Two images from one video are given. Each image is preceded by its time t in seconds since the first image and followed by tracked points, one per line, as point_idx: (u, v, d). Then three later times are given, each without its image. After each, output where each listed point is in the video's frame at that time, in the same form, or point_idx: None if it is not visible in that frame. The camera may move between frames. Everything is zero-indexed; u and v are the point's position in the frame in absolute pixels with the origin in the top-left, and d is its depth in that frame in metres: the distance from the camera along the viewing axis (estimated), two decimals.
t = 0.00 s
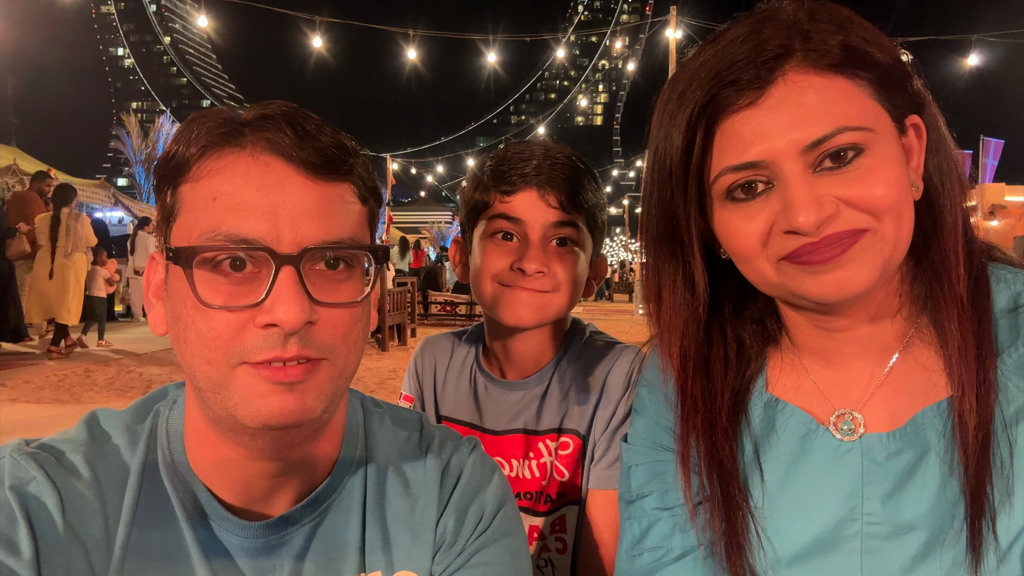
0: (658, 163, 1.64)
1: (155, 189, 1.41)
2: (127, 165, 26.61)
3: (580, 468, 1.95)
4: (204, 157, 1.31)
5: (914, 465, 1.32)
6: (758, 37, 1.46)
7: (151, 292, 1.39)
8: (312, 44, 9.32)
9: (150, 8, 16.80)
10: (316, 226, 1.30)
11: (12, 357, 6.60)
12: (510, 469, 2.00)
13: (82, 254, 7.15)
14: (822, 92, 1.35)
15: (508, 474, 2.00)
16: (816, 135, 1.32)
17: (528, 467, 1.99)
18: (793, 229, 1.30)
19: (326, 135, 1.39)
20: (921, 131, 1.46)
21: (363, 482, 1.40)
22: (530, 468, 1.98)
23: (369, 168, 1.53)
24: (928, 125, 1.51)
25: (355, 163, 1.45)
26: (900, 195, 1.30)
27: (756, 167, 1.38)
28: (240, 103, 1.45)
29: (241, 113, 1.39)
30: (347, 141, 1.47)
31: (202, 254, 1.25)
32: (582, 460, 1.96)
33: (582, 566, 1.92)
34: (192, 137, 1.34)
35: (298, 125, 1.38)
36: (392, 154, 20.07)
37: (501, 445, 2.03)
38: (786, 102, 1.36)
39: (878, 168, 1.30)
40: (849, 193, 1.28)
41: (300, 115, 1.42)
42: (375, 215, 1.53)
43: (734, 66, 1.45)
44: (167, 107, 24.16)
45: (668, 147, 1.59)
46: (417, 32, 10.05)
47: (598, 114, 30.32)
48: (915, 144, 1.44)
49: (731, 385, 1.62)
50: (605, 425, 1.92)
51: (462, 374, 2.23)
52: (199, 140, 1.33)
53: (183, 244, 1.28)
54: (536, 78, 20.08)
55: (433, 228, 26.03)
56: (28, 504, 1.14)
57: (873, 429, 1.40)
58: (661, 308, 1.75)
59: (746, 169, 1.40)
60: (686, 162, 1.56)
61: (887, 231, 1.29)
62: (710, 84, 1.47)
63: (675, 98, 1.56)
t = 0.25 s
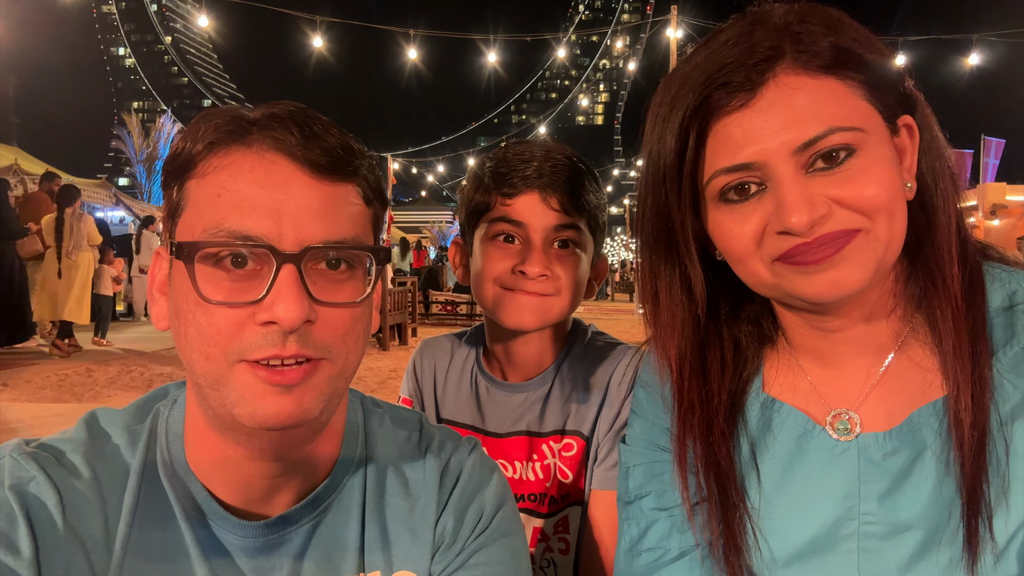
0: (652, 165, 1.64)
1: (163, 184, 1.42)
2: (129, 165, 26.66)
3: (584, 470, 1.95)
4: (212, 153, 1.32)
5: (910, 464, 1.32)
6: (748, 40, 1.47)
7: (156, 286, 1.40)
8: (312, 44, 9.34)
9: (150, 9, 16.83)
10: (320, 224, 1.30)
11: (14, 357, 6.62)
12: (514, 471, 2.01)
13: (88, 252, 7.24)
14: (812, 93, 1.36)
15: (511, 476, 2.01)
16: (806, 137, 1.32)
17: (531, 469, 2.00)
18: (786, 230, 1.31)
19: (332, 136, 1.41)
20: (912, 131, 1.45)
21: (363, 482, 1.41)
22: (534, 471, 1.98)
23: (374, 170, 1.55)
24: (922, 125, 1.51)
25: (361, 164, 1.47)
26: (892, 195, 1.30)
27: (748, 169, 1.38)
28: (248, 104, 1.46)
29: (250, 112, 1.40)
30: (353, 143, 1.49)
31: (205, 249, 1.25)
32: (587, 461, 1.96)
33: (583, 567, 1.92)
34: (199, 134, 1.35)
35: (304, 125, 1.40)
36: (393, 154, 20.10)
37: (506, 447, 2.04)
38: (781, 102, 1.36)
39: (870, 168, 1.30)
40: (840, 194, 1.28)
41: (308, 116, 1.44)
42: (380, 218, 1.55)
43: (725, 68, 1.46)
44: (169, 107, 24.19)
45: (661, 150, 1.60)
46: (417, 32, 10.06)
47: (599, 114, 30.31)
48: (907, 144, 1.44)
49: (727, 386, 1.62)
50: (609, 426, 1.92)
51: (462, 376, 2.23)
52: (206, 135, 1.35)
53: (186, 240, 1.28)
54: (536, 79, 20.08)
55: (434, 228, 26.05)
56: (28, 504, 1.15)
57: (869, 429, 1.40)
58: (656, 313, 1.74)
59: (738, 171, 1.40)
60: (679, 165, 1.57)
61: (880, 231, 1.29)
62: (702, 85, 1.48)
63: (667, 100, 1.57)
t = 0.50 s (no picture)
0: (646, 166, 1.64)
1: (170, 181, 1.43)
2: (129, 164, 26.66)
3: (584, 472, 1.94)
4: (219, 151, 1.33)
5: (906, 464, 1.32)
6: (741, 43, 1.46)
7: (159, 283, 1.41)
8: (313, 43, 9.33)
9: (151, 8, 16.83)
10: (323, 225, 1.30)
11: (14, 356, 6.61)
12: (513, 474, 2.01)
13: (91, 250, 7.27)
14: (804, 96, 1.36)
15: (510, 479, 2.00)
16: (798, 139, 1.33)
17: (530, 471, 1.99)
18: (779, 232, 1.31)
19: (339, 139, 1.41)
20: (905, 131, 1.45)
21: (362, 483, 1.40)
22: (533, 472, 1.98)
23: (381, 175, 1.54)
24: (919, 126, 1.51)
25: (367, 168, 1.46)
26: (886, 197, 1.30)
27: (742, 172, 1.38)
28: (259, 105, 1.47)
29: (260, 111, 1.41)
30: (361, 147, 1.49)
31: (208, 247, 1.26)
32: (587, 463, 1.95)
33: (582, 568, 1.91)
34: (208, 132, 1.36)
35: (312, 127, 1.40)
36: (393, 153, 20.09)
37: (504, 449, 2.03)
38: (780, 101, 1.36)
39: (864, 170, 1.30)
40: (833, 196, 1.28)
41: (317, 118, 1.44)
42: (385, 221, 1.55)
43: (717, 71, 1.46)
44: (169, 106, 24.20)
45: (655, 152, 1.59)
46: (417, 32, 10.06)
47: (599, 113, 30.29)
48: (901, 145, 1.44)
49: (723, 389, 1.62)
50: (609, 428, 1.92)
51: (461, 377, 2.23)
52: (213, 133, 1.35)
53: (190, 236, 1.29)
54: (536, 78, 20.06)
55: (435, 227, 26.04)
56: (25, 505, 1.15)
57: (865, 429, 1.39)
58: (651, 316, 1.74)
59: (733, 173, 1.40)
60: (673, 168, 1.56)
61: (877, 230, 1.29)
62: (694, 90, 1.48)
63: (661, 103, 1.57)
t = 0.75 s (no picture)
0: (638, 165, 1.64)
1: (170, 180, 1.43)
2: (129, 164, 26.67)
3: (579, 470, 1.95)
4: (219, 149, 1.33)
5: (898, 463, 1.32)
6: (734, 42, 1.47)
7: (158, 281, 1.42)
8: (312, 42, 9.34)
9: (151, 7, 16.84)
10: (320, 224, 1.31)
11: (14, 355, 6.62)
12: (507, 473, 2.00)
13: (95, 250, 7.31)
14: (798, 96, 1.36)
15: (505, 479, 1.99)
16: (791, 139, 1.33)
17: (525, 470, 1.99)
18: (772, 232, 1.31)
19: (338, 139, 1.41)
20: (899, 132, 1.45)
21: (358, 484, 1.41)
22: (528, 472, 1.98)
23: (380, 174, 1.54)
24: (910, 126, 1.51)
25: (366, 167, 1.47)
26: (879, 199, 1.30)
27: (735, 172, 1.39)
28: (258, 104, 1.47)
29: (260, 111, 1.41)
30: (359, 147, 1.49)
31: (206, 243, 1.26)
32: (582, 462, 1.96)
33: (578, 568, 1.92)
34: (207, 131, 1.37)
35: (311, 126, 1.40)
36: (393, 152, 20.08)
37: (499, 448, 2.03)
38: (774, 101, 1.37)
39: (857, 171, 1.30)
40: (826, 196, 1.29)
41: (316, 118, 1.45)
42: (384, 222, 1.55)
43: (710, 71, 1.46)
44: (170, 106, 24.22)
45: (648, 151, 1.60)
46: (417, 32, 10.07)
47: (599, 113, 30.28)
48: (893, 146, 1.44)
49: (716, 390, 1.62)
50: (605, 428, 1.94)
51: (456, 377, 2.23)
52: (214, 131, 1.36)
53: (188, 232, 1.29)
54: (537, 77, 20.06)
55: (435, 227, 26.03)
56: (20, 504, 1.15)
57: (857, 429, 1.40)
58: (645, 317, 1.74)
59: (726, 173, 1.40)
60: (666, 168, 1.57)
61: (869, 229, 1.29)
62: (689, 87, 1.48)
63: (655, 103, 1.56)
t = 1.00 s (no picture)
0: (639, 162, 1.65)
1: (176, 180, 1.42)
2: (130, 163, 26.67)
3: (578, 473, 1.94)
4: (222, 148, 1.33)
5: (899, 463, 1.31)
6: (735, 32, 1.51)
7: (162, 279, 1.42)
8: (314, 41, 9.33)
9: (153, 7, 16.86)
10: (322, 225, 1.30)
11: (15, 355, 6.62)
12: (506, 474, 2.00)
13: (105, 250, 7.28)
14: (799, 79, 1.38)
15: (504, 480, 2.00)
16: (795, 119, 1.34)
17: (524, 471, 1.99)
18: (779, 210, 1.30)
19: (343, 141, 1.41)
20: (897, 128, 1.47)
21: (357, 486, 1.40)
22: (526, 473, 1.98)
23: (385, 176, 1.54)
24: (909, 125, 1.53)
25: (370, 169, 1.46)
26: (882, 182, 1.30)
27: (740, 153, 1.38)
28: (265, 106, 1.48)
29: (266, 112, 1.41)
30: (365, 149, 1.48)
31: (208, 240, 1.26)
32: (581, 464, 1.95)
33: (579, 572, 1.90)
34: (213, 130, 1.37)
35: (317, 128, 1.40)
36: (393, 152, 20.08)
37: (498, 449, 2.03)
38: (777, 97, 1.36)
39: (861, 152, 1.31)
40: (830, 175, 1.28)
41: (323, 120, 1.44)
42: (387, 225, 1.53)
43: (715, 56, 1.48)
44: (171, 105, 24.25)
45: (650, 150, 1.61)
46: (418, 32, 10.07)
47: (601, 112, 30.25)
48: (893, 141, 1.45)
49: (718, 392, 1.60)
50: (606, 431, 1.93)
51: (452, 380, 2.23)
52: (219, 130, 1.36)
53: (191, 229, 1.29)
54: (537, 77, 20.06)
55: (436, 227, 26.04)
56: (19, 505, 1.15)
57: (859, 428, 1.39)
58: (647, 310, 1.74)
59: (728, 155, 1.40)
60: (670, 154, 1.57)
61: (869, 228, 1.28)
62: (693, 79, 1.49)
63: (659, 92, 1.58)
